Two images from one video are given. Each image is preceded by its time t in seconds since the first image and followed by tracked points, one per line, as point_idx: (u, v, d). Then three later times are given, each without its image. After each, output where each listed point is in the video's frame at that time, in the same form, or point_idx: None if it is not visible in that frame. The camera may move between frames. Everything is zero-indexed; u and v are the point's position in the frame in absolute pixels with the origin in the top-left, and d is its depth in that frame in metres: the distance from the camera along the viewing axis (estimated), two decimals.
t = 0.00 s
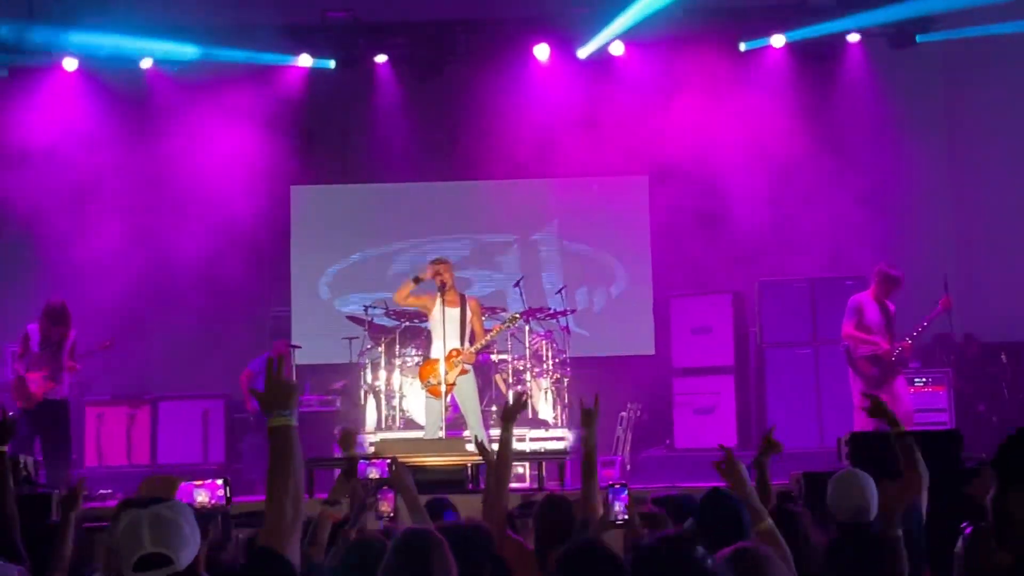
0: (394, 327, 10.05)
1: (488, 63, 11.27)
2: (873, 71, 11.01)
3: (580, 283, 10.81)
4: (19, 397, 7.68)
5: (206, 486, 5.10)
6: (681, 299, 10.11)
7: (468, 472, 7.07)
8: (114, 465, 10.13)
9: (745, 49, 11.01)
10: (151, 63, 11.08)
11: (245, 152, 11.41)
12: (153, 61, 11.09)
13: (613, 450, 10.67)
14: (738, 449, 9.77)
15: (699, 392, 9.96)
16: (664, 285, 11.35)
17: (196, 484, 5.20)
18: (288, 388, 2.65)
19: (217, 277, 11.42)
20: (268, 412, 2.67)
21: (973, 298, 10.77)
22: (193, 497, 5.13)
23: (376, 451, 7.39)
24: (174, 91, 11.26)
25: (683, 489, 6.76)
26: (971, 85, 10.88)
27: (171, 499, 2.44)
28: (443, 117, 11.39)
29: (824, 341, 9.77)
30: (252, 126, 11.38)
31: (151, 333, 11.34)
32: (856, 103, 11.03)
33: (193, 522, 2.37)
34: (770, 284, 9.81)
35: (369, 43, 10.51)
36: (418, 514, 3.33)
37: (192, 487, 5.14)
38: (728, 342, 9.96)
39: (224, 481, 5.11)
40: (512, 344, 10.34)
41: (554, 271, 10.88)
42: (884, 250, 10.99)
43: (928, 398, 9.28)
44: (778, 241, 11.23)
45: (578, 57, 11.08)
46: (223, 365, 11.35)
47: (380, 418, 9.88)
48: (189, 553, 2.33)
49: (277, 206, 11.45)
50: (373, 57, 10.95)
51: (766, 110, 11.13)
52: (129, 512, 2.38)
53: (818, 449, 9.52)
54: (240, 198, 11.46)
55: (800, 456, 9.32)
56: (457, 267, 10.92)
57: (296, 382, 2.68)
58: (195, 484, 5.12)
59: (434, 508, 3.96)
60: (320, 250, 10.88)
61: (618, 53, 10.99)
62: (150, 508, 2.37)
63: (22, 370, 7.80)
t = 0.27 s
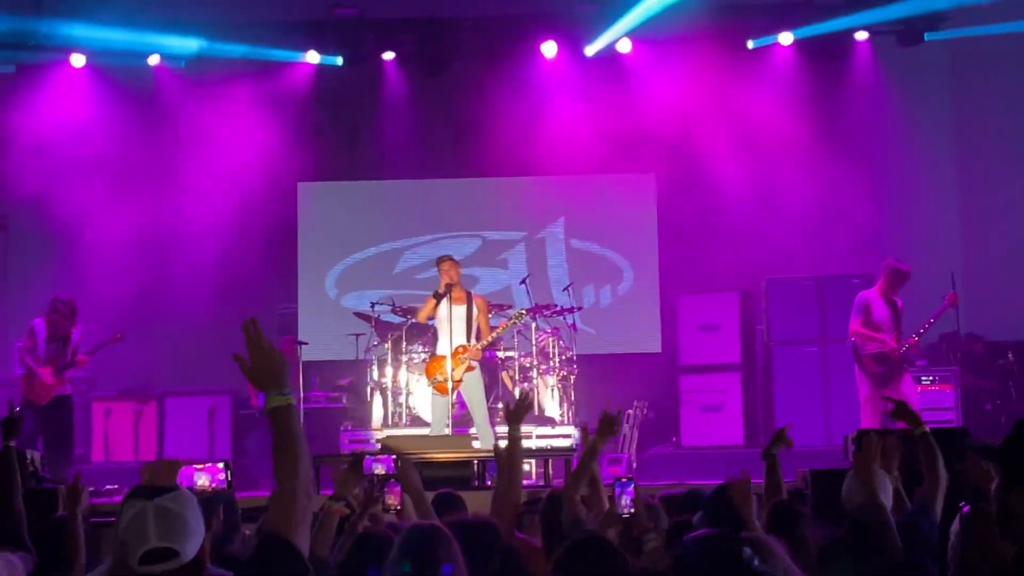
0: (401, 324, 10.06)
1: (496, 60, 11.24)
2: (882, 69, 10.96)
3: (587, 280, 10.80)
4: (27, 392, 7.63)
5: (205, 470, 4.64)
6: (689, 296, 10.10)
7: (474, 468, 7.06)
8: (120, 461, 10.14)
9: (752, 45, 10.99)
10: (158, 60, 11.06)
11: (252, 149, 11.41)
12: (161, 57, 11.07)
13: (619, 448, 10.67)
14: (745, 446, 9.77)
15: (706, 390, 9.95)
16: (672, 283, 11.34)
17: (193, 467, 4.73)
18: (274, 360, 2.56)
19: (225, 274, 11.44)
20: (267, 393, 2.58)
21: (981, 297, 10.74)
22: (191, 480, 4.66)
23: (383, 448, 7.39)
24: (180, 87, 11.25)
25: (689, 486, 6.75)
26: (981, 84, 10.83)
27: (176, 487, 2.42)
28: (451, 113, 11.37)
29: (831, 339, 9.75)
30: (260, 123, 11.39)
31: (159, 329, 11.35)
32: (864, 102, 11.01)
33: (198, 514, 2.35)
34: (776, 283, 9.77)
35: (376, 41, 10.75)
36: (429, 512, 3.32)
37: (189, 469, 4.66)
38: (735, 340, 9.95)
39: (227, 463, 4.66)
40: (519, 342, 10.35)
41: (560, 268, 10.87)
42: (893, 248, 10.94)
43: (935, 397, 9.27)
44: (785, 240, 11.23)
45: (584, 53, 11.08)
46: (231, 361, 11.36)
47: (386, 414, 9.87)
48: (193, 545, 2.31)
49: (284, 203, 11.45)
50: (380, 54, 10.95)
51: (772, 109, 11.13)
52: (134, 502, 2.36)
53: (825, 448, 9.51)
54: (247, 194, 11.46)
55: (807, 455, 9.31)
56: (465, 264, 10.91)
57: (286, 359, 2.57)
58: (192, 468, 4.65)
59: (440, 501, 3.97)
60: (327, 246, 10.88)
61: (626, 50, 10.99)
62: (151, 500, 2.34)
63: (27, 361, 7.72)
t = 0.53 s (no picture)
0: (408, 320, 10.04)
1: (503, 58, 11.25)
2: (891, 67, 10.96)
3: (595, 277, 10.76)
4: (42, 388, 7.65)
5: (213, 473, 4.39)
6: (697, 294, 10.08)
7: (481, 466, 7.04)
8: (127, 457, 10.13)
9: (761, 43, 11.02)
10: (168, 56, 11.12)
11: (260, 145, 11.40)
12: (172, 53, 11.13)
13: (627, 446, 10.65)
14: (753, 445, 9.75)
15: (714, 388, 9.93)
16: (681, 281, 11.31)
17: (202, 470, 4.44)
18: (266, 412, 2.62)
19: (233, 270, 11.43)
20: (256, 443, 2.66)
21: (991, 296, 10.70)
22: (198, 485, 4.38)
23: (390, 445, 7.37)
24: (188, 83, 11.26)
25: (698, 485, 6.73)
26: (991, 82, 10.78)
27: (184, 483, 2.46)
28: (460, 111, 11.36)
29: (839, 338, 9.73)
30: (268, 119, 11.39)
31: (167, 326, 11.35)
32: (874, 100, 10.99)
33: (205, 504, 2.39)
34: (785, 280, 9.77)
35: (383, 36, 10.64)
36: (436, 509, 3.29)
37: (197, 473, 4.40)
38: (743, 338, 9.93)
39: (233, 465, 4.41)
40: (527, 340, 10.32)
41: (568, 266, 10.85)
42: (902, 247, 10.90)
43: (944, 395, 9.24)
44: (793, 239, 11.20)
45: (593, 51, 11.07)
46: (238, 358, 11.35)
47: (394, 411, 9.90)
48: (200, 534, 2.32)
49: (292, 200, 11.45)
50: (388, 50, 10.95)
51: (780, 108, 11.14)
52: (142, 493, 2.39)
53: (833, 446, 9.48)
54: (255, 191, 11.45)
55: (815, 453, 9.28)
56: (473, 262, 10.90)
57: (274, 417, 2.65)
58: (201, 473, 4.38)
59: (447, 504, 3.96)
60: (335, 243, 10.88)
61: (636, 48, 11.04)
62: (161, 492, 2.39)
63: (40, 356, 7.73)
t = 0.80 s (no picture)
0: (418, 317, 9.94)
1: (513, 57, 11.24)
2: (905, 65, 10.85)
3: (604, 275, 10.80)
4: (53, 383, 7.66)
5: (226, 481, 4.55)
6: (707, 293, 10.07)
7: (490, 464, 7.04)
8: (136, 452, 10.15)
9: (771, 41, 10.95)
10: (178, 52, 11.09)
11: (271, 142, 11.43)
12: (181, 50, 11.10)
13: (636, 443, 10.66)
14: (761, 443, 9.75)
15: (723, 386, 9.93)
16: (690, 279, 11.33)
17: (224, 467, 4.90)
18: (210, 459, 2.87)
19: (244, 267, 11.47)
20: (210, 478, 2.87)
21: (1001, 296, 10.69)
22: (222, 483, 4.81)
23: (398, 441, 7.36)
24: (199, 79, 11.27)
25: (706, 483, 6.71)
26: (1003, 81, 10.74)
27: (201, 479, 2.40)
28: (471, 109, 11.39)
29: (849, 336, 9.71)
30: (279, 117, 11.40)
31: (177, 323, 11.37)
32: (885, 99, 10.96)
33: (222, 504, 2.33)
34: (796, 279, 9.77)
35: (394, 34, 10.64)
36: (446, 508, 3.30)
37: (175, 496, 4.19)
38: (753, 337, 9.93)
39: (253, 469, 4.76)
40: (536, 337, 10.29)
41: (578, 263, 10.87)
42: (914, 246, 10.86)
43: (953, 395, 9.23)
44: (802, 238, 11.21)
45: (603, 48, 11.04)
46: (249, 355, 11.37)
47: (403, 408, 9.91)
48: (217, 531, 2.29)
49: (303, 197, 11.49)
50: (399, 48, 10.96)
51: (790, 106, 11.11)
52: (158, 488, 2.34)
53: (842, 445, 9.48)
54: (265, 188, 11.47)
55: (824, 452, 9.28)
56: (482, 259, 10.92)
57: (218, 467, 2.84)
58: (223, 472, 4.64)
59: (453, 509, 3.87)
60: (345, 240, 10.89)
61: (646, 45, 10.99)
62: (176, 486, 2.34)
63: (50, 351, 7.72)
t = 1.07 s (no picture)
0: (427, 314, 9.93)
1: (524, 54, 11.21)
2: (918, 64, 10.79)
3: (614, 272, 10.80)
4: (65, 377, 7.64)
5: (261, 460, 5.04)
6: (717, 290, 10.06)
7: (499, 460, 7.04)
8: (145, 448, 10.18)
9: (782, 38, 10.81)
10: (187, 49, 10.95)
11: (281, 138, 11.45)
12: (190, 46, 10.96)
13: (645, 440, 10.67)
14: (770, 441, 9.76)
15: (732, 384, 9.93)
16: (700, 276, 11.34)
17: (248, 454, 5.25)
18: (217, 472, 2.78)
19: (255, 263, 11.47)
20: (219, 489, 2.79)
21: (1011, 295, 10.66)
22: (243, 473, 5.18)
23: (407, 437, 7.37)
24: (209, 75, 11.25)
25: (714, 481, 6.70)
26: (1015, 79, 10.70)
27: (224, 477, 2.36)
28: (481, 106, 11.40)
29: (858, 335, 9.70)
30: (289, 113, 11.40)
31: (186, 317, 11.40)
32: (897, 96, 10.92)
33: (244, 505, 2.28)
34: (805, 277, 9.77)
35: (405, 30, 10.59)
36: (454, 505, 3.31)
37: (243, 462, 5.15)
38: (762, 335, 9.92)
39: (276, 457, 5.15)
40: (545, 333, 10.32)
41: (588, 260, 10.86)
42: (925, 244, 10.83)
43: (963, 393, 9.22)
44: (812, 236, 11.21)
45: (613, 45, 11.00)
46: (259, 351, 11.39)
47: (412, 405, 9.93)
48: (238, 537, 2.25)
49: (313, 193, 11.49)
50: (409, 45, 10.94)
51: (802, 105, 11.11)
52: (180, 489, 2.28)
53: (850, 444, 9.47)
54: (275, 184, 11.46)
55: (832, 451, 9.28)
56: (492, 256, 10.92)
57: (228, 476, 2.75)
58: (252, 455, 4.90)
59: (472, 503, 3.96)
60: (355, 236, 10.90)
61: (656, 42, 10.90)
62: (197, 488, 2.27)
63: (61, 347, 7.73)
